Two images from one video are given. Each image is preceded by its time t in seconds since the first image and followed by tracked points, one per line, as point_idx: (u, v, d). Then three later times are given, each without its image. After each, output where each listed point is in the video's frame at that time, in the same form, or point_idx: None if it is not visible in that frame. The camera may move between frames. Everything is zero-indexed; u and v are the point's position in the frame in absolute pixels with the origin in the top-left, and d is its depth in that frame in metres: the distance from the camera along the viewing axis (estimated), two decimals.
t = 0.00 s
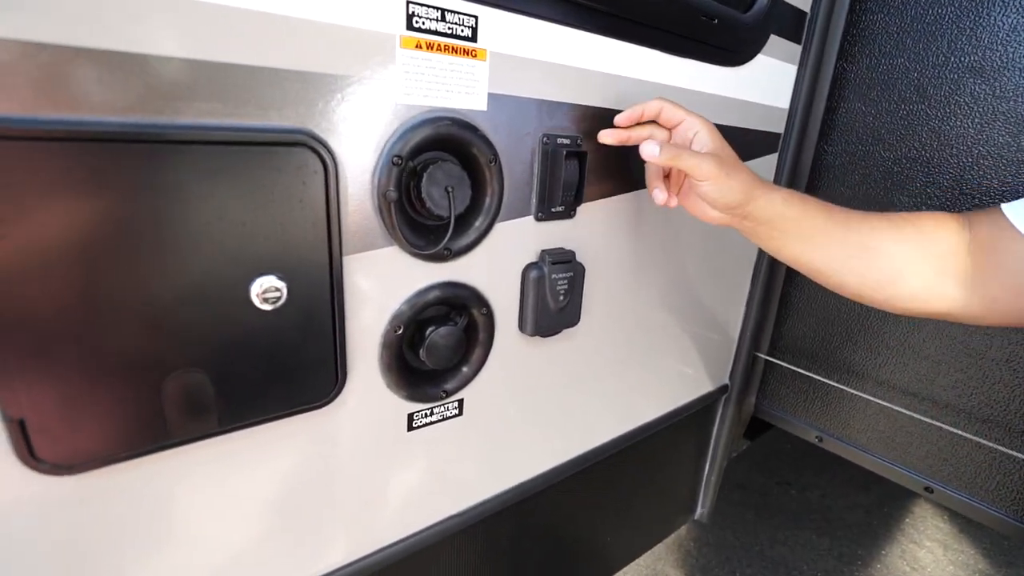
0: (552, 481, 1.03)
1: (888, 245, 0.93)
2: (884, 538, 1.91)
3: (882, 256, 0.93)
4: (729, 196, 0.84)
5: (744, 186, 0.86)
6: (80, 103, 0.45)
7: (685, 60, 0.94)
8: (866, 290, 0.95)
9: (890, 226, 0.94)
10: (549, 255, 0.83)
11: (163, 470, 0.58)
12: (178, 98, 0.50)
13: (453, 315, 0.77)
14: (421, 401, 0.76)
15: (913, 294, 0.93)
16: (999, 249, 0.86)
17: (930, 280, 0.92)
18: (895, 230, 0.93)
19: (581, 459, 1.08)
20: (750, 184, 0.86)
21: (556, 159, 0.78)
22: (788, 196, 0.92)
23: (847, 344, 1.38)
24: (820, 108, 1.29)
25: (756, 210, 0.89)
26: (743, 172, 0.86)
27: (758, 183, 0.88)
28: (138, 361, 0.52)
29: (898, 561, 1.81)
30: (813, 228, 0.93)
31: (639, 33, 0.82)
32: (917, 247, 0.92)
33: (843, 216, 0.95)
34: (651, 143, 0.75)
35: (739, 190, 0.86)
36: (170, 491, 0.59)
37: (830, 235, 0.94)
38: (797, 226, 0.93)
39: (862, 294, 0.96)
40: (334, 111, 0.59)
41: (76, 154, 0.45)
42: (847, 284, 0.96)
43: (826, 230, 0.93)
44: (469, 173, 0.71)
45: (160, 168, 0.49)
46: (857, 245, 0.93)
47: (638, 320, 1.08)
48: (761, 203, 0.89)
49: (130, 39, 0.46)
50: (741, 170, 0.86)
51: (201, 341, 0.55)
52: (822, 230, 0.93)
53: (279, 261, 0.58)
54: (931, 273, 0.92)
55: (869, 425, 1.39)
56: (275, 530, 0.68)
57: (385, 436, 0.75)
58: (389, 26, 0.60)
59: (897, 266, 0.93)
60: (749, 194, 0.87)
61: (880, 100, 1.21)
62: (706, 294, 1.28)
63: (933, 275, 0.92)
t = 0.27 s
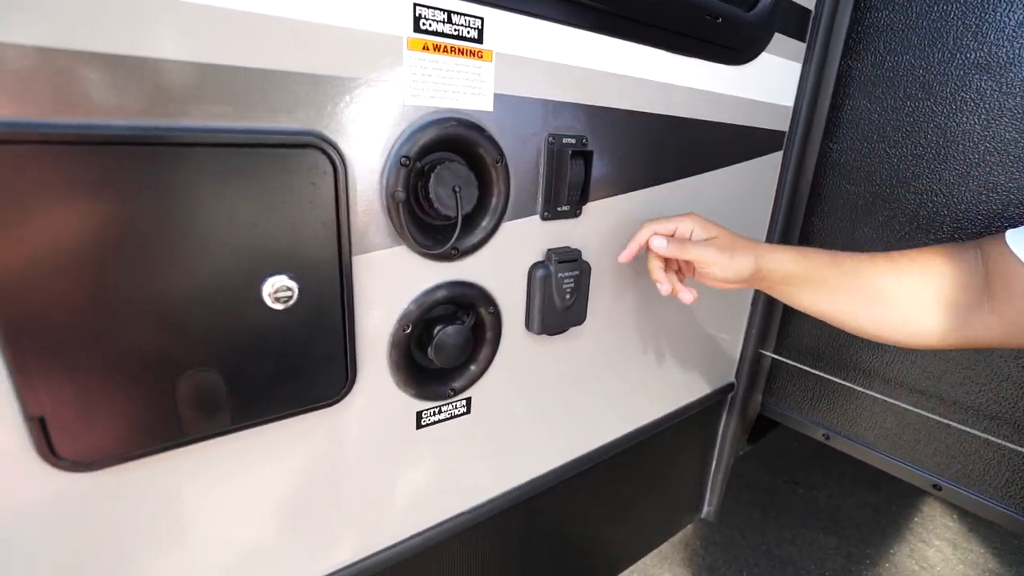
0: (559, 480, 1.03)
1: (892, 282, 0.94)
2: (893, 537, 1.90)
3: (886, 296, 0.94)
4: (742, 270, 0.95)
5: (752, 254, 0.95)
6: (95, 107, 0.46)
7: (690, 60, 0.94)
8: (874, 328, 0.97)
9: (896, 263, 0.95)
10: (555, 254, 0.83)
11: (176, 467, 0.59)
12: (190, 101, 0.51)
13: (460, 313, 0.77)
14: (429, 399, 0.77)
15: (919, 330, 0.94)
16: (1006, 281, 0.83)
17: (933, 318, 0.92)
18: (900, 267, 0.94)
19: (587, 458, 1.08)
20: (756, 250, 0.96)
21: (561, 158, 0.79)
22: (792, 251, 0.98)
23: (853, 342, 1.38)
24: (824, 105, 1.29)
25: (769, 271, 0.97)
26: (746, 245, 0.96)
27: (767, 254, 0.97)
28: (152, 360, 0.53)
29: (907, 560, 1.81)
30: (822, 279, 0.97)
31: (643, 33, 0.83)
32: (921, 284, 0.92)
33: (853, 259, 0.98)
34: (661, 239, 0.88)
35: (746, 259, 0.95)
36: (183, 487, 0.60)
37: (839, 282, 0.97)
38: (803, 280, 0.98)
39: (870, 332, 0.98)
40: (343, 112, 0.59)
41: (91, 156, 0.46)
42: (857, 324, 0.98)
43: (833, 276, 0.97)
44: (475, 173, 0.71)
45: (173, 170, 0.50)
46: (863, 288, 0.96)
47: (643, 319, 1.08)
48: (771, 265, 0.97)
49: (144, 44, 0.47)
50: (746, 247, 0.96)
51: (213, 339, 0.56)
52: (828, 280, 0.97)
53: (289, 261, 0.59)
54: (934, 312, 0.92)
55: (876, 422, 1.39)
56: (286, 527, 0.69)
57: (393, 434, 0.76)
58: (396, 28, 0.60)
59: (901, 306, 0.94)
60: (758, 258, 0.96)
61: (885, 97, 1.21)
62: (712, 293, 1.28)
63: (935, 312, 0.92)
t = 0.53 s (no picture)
0: (571, 477, 1.04)
1: (899, 290, 0.92)
2: (904, 534, 1.90)
3: (898, 303, 0.92)
4: (738, 265, 0.86)
5: (752, 254, 0.86)
6: (118, 109, 0.47)
7: (701, 55, 0.94)
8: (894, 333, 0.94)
9: (897, 270, 0.93)
10: (568, 251, 0.83)
11: (197, 464, 0.59)
12: (209, 102, 0.51)
13: (475, 310, 0.78)
14: (444, 396, 0.77)
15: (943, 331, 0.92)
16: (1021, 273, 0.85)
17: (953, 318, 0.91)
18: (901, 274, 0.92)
19: (599, 456, 1.09)
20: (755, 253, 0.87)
21: (574, 155, 0.79)
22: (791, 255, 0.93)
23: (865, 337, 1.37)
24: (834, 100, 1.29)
25: (765, 276, 0.90)
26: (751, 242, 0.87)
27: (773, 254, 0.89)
28: (174, 357, 0.54)
29: (919, 557, 1.80)
30: (829, 285, 0.93)
31: (654, 29, 0.83)
32: (929, 287, 0.91)
33: (854, 266, 0.94)
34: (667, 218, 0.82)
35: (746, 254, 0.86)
36: (204, 484, 0.61)
37: (847, 288, 0.93)
38: (808, 287, 0.93)
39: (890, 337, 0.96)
40: (359, 111, 0.60)
41: (113, 156, 0.47)
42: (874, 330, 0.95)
43: (837, 286, 0.93)
44: (489, 170, 0.71)
45: (193, 169, 0.51)
46: (871, 294, 0.93)
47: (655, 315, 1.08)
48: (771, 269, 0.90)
49: (165, 46, 0.48)
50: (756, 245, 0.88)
51: (234, 337, 0.56)
52: (833, 288, 0.93)
53: (308, 259, 0.59)
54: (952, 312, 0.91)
55: (889, 418, 1.38)
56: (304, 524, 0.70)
57: (409, 431, 0.76)
58: (411, 27, 0.61)
59: (914, 310, 0.92)
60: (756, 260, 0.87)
61: (896, 90, 1.20)
62: (722, 289, 1.28)
63: (954, 313, 0.91)
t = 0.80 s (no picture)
0: (577, 476, 1.03)
1: (909, 286, 0.91)
2: (911, 530, 1.89)
3: (910, 299, 0.91)
4: (728, 298, 0.88)
5: (711, 294, 0.86)
6: (117, 107, 0.46)
7: (705, 49, 0.93)
8: (915, 330, 0.93)
9: (901, 268, 0.92)
10: (573, 248, 0.83)
11: (201, 466, 0.59)
12: (209, 100, 0.50)
13: (479, 309, 0.77)
14: (449, 395, 0.76)
15: (965, 322, 0.89)
16: None
17: (971, 307, 0.89)
18: (907, 270, 0.92)
19: (604, 455, 1.08)
20: (716, 294, 0.86)
21: (579, 151, 0.78)
22: (788, 264, 0.92)
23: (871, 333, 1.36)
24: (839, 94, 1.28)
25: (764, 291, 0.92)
26: (713, 284, 0.87)
27: (751, 287, 0.89)
28: (177, 359, 0.53)
29: (925, 553, 1.79)
30: (836, 288, 0.92)
31: (657, 23, 0.82)
32: (939, 279, 0.90)
33: (858, 267, 0.93)
34: (650, 292, 0.88)
35: (703, 300, 0.87)
36: (208, 487, 0.60)
37: (854, 290, 0.92)
38: (815, 295, 0.93)
39: (912, 335, 0.94)
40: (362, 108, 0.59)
41: (113, 155, 0.46)
42: (894, 329, 0.94)
43: (844, 290, 0.92)
44: (493, 166, 0.71)
45: (193, 167, 0.50)
46: (881, 294, 0.92)
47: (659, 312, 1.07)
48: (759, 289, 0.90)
49: (164, 43, 0.47)
50: (727, 284, 0.87)
51: (237, 337, 0.56)
52: (840, 293, 0.92)
53: (311, 258, 0.59)
54: (967, 300, 0.89)
55: (897, 413, 1.37)
56: (309, 526, 0.69)
57: (414, 432, 0.76)
58: (413, 21, 0.60)
59: (929, 303, 0.90)
60: (717, 302, 0.87)
61: (901, 83, 1.19)
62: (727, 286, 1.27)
63: (971, 301, 0.89)
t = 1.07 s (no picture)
0: (572, 480, 1.00)
1: (917, 279, 0.88)
2: (912, 527, 1.86)
3: (918, 293, 0.88)
4: (724, 291, 0.85)
5: (705, 288, 0.84)
6: (70, 97, 0.43)
7: (699, 39, 0.90)
8: (924, 324, 0.90)
9: (907, 261, 0.89)
10: (564, 245, 0.80)
11: (173, 478, 0.56)
12: (172, 90, 0.47)
13: (468, 309, 0.74)
14: (437, 399, 0.74)
15: (978, 315, 0.86)
16: None
17: (980, 299, 0.86)
18: (913, 262, 0.89)
19: (600, 456, 1.05)
20: (710, 288, 0.84)
21: (569, 144, 0.75)
22: (784, 259, 0.90)
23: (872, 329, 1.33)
24: (837, 85, 1.25)
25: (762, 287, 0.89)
26: (707, 277, 0.84)
27: (747, 282, 0.87)
28: (143, 366, 0.50)
29: (926, 550, 1.77)
30: (838, 283, 0.90)
31: (649, 10, 0.79)
32: (947, 271, 0.87)
33: (860, 261, 0.91)
34: (643, 288, 0.86)
35: (696, 294, 0.84)
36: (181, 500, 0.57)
37: (857, 284, 0.89)
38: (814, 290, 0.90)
39: (922, 329, 0.91)
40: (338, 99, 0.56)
41: (66, 149, 0.43)
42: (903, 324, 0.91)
43: (846, 285, 0.90)
44: (479, 160, 0.68)
45: (156, 162, 0.47)
46: (885, 288, 0.89)
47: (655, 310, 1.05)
48: (755, 284, 0.88)
49: (120, 29, 0.44)
50: (721, 278, 0.85)
51: (207, 342, 0.53)
52: (841, 288, 0.90)
53: (286, 257, 0.56)
54: (977, 292, 0.86)
55: (898, 411, 1.35)
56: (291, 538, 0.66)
57: (401, 438, 0.72)
58: (392, 7, 0.57)
59: (937, 296, 0.87)
60: (710, 296, 0.85)
61: (901, 73, 1.17)
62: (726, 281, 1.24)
63: (980, 294, 0.86)
